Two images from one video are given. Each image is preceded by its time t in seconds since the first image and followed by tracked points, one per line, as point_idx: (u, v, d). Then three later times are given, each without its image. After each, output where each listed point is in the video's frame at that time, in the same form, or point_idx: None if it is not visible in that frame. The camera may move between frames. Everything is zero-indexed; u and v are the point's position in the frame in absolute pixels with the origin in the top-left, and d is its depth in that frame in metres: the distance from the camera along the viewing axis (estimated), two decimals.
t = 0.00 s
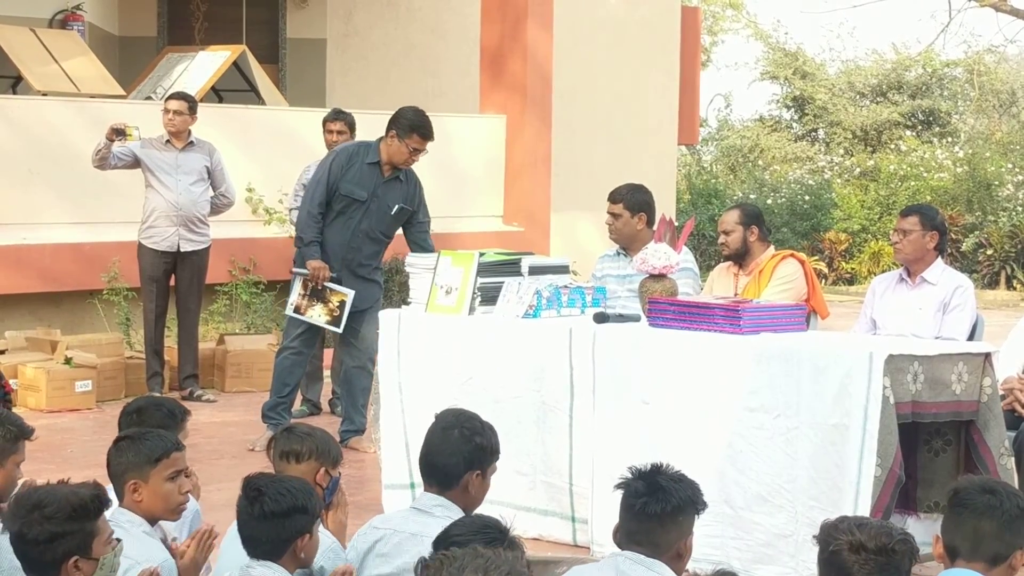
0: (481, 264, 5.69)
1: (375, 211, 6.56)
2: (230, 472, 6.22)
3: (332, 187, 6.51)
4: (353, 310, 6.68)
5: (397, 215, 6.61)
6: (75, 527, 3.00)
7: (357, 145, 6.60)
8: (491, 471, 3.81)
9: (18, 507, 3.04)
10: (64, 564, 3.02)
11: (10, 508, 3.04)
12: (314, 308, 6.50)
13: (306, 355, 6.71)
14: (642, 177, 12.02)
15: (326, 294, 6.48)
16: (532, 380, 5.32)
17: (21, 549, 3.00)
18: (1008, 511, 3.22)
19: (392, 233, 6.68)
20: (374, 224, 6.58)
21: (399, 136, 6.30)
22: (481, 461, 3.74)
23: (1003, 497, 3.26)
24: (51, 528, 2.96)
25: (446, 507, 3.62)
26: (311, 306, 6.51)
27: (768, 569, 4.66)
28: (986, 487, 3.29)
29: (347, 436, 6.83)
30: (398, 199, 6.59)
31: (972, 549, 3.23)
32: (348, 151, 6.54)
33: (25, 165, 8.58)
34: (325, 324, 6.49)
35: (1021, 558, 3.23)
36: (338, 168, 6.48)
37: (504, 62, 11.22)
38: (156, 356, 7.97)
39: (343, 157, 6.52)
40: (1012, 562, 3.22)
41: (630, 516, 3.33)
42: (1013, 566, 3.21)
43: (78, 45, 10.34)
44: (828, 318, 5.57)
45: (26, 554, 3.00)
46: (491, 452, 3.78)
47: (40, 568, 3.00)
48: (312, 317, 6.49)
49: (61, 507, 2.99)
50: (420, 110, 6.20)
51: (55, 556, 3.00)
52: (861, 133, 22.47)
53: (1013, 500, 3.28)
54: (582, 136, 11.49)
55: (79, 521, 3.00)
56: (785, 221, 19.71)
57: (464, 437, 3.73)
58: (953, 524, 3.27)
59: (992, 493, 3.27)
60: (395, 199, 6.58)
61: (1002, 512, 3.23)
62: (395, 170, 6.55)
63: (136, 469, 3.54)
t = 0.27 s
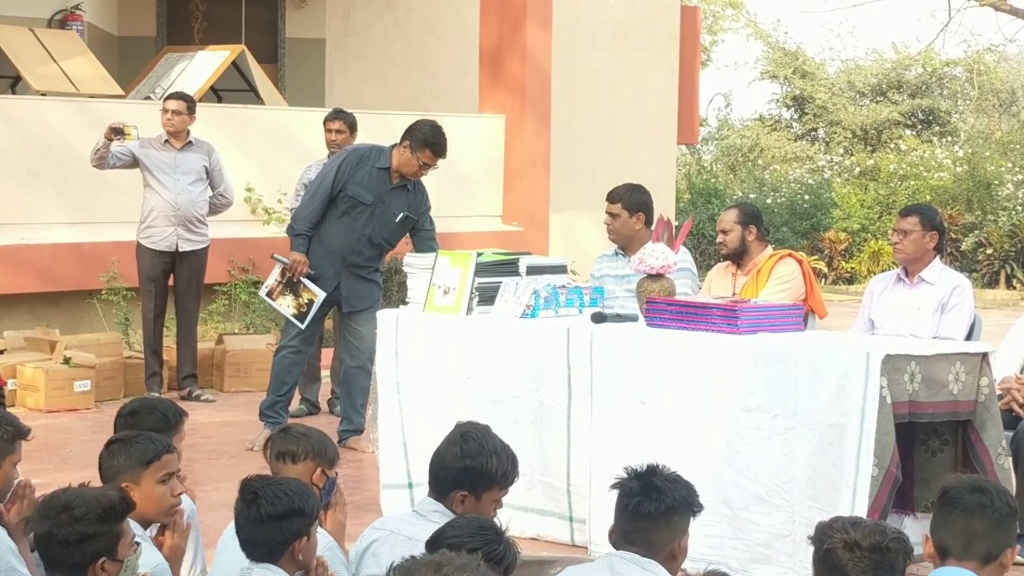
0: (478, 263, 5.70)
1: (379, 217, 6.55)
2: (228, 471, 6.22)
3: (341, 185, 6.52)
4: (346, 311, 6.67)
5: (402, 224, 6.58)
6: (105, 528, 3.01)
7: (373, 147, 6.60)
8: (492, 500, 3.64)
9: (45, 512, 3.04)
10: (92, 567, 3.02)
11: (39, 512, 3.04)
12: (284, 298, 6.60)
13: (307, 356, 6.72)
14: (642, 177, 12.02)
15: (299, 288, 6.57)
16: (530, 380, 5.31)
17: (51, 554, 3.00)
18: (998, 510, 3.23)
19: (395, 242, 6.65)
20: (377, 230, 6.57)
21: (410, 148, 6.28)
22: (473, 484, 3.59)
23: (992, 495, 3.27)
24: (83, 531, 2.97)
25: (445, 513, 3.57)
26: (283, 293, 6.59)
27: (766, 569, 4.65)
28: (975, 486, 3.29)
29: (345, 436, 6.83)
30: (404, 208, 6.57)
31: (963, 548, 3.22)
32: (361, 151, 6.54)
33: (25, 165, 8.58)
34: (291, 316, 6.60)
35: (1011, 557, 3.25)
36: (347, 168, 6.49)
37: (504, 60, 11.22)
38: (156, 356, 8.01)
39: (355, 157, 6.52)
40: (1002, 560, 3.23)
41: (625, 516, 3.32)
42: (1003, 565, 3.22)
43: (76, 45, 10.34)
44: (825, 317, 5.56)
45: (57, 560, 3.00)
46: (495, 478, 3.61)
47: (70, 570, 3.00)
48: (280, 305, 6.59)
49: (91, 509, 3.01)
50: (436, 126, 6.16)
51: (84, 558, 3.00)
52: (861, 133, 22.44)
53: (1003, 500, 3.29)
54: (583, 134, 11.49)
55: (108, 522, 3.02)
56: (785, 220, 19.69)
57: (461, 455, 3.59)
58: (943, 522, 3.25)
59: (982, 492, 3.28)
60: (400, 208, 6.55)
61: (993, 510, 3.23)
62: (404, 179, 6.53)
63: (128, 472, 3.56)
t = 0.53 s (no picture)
0: (478, 263, 5.70)
1: (384, 216, 6.56)
2: (228, 471, 6.22)
3: (345, 184, 6.52)
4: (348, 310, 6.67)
5: (406, 222, 6.60)
6: (113, 528, 3.02)
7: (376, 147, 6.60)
8: (500, 511, 3.61)
9: (53, 513, 3.04)
10: (101, 567, 3.02)
11: (48, 511, 3.04)
12: (285, 296, 6.60)
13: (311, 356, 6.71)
14: (642, 177, 12.02)
15: (299, 287, 6.57)
16: (530, 379, 5.31)
17: (60, 554, 3.00)
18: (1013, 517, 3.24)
19: (398, 240, 6.67)
20: (382, 228, 6.58)
21: (414, 146, 6.29)
22: (486, 490, 3.58)
23: (1008, 504, 3.27)
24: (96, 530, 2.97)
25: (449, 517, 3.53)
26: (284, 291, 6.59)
27: (766, 569, 4.65)
28: (990, 493, 3.29)
29: (347, 436, 6.80)
30: (407, 206, 6.59)
31: (976, 553, 3.22)
32: (365, 150, 6.54)
33: (25, 164, 8.59)
34: (291, 314, 6.60)
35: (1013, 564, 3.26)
36: (352, 167, 6.49)
37: (504, 61, 11.21)
38: (156, 356, 8.00)
39: (359, 156, 6.52)
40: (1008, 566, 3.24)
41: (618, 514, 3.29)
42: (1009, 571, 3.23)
43: (76, 45, 10.34)
44: (826, 317, 5.56)
45: (65, 559, 3.00)
46: (508, 490, 3.58)
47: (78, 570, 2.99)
48: (280, 303, 6.60)
49: (102, 509, 3.02)
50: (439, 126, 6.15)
51: (94, 558, 3.00)
52: (862, 133, 22.44)
53: (1015, 510, 3.29)
54: (584, 135, 11.49)
55: (119, 522, 3.03)
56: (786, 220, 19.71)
57: (481, 459, 3.59)
58: (954, 523, 3.25)
59: (997, 499, 3.28)
60: (404, 206, 6.57)
61: (1006, 519, 3.24)
62: (408, 178, 6.54)
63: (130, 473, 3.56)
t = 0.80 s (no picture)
0: (478, 264, 5.70)
1: (385, 213, 6.54)
2: (227, 472, 6.22)
3: (344, 185, 6.47)
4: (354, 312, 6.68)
5: (406, 218, 6.60)
6: (112, 528, 3.02)
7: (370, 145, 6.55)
8: (502, 511, 3.63)
9: (51, 513, 3.03)
10: (99, 567, 3.02)
11: (45, 512, 3.03)
12: (294, 303, 6.51)
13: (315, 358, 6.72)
14: (642, 178, 12.02)
15: (306, 292, 6.47)
16: (529, 380, 5.31)
17: (57, 554, 2.98)
18: (1000, 514, 3.23)
19: (399, 235, 6.66)
20: (384, 226, 6.56)
21: (408, 141, 6.23)
22: (491, 488, 3.58)
23: (993, 500, 3.27)
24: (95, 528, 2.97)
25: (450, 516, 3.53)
26: (292, 299, 6.51)
27: (765, 570, 4.65)
28: (975, 491, 3.29)
29: (345, 437, 6.85)
30: (407, 202, 6.57)
31: (965, 553, 3.21)
32: (361, 149, 6.49)
33: (25, 165, 8.59)
34: (301, 320, 6.49)
35: (1009, 560, 3.24)
36: (351, 167, 6.44)
37: (504, 61, 11.21)
38: (156, 356, 8.03)
39: (356, 156, 6.47)
40: (1001, 563, 3.22)
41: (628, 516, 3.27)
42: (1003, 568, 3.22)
43: (76, 45, 10.34)
44: (826, 318, 5.56)
45: (64, 559, 2.99)
46: (511, 486, 3.60)
47: (76, 570, 2.98)
48: (289, 310, 6.50)
49: (100, 508, 3.02)
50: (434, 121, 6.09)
51: (93, 557, 3.00)
52: (862, 133, 22.43)
53: (1003, 506, 3.28)
54: (584, 135, 11.49)
55: (118, 522, 3.03)
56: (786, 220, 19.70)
57: (486, 455, 3.60)
58: (943, 526, 3.25)
59: (982, 496, 3.28)
60: (405, 202, 6.55)
61: (993, 515, 3.23)
62: (407, 174, 6.51)
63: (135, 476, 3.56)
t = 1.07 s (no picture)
0: (478, 265, 5.70)
1: (382, 213, 6.53)
2: (226, 473, 6.22)
3: (339, 188, 6.45)
4: (357, 315, 6.68)
5: (403, 215, 6.59)
6: (103, 527, 3.01)
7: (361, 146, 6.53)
8: (498, 504, 3.63)
9: (43, 512, 3.03)
10: (91, 567, 3.01)
11: (38, 511, 3.03)
12: (300, 312, 6.49)
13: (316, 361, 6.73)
14: (642, 179, 12.01)
15: (311, 299, 6.46)
16: (528, 381, 5.32)
17: (49, 554, 2.98)
18: (988, 514, 3.22)
19: (396, 233, 6.66)
20: (382, 226, 6.55)
21: (396, 139, 6.19)
22: (482, 482, 3.59)
23: (982, 500, 3.25)
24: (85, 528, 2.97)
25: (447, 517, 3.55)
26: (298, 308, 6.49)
27: (764, 571, 4.65)
28: (964, 492, 3.29)
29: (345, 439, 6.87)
30: (403, 200, 6.57)
31: (958, 554, 3.22)
32: (352, 152, 6.46)
33: (24, 166, 8.60)
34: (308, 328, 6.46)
35: (1006, 558, 3.24)
36: (344, 169, 6.41)
37: (504, 62, 11.22)
38: (154, 357, 8.03)
39: (348, 160, 6.44)
40: (996, 563, 3.22)
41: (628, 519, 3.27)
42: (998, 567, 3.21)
43: (76, 46, 10.34)
44: (825, 319, 5.57)
45: (55, 559, 2.99)
46: (503, 479, 3.60)
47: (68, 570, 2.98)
48: (297, 320, 6.49)
49: (91, 507, 3.01)
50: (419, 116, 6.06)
51: (83, 557, 2.99)
52: (862, 134, 22.41)
53: (993, 504, 3.27)
54: (583, 136, 11.49)
55: (108, 521, 3.02)
56: (785, 221, 19.69)
57: (472, 449, 3.62)
58: (935, 532, 3.25)
59: (970, 497, 3.27)
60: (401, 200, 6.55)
61: (984, 515, 3.22)
62: (400, 172, 6.50)
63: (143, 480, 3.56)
